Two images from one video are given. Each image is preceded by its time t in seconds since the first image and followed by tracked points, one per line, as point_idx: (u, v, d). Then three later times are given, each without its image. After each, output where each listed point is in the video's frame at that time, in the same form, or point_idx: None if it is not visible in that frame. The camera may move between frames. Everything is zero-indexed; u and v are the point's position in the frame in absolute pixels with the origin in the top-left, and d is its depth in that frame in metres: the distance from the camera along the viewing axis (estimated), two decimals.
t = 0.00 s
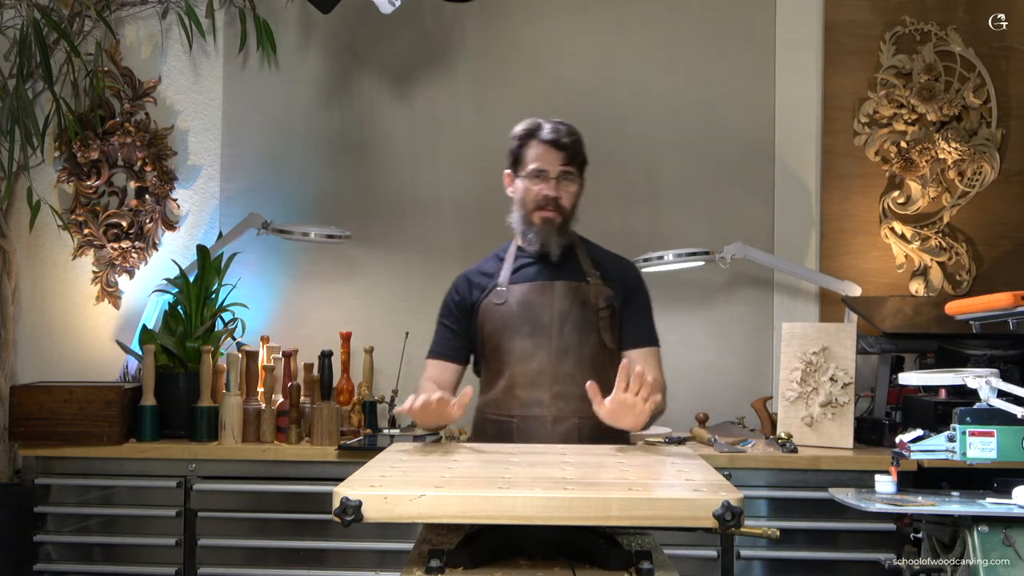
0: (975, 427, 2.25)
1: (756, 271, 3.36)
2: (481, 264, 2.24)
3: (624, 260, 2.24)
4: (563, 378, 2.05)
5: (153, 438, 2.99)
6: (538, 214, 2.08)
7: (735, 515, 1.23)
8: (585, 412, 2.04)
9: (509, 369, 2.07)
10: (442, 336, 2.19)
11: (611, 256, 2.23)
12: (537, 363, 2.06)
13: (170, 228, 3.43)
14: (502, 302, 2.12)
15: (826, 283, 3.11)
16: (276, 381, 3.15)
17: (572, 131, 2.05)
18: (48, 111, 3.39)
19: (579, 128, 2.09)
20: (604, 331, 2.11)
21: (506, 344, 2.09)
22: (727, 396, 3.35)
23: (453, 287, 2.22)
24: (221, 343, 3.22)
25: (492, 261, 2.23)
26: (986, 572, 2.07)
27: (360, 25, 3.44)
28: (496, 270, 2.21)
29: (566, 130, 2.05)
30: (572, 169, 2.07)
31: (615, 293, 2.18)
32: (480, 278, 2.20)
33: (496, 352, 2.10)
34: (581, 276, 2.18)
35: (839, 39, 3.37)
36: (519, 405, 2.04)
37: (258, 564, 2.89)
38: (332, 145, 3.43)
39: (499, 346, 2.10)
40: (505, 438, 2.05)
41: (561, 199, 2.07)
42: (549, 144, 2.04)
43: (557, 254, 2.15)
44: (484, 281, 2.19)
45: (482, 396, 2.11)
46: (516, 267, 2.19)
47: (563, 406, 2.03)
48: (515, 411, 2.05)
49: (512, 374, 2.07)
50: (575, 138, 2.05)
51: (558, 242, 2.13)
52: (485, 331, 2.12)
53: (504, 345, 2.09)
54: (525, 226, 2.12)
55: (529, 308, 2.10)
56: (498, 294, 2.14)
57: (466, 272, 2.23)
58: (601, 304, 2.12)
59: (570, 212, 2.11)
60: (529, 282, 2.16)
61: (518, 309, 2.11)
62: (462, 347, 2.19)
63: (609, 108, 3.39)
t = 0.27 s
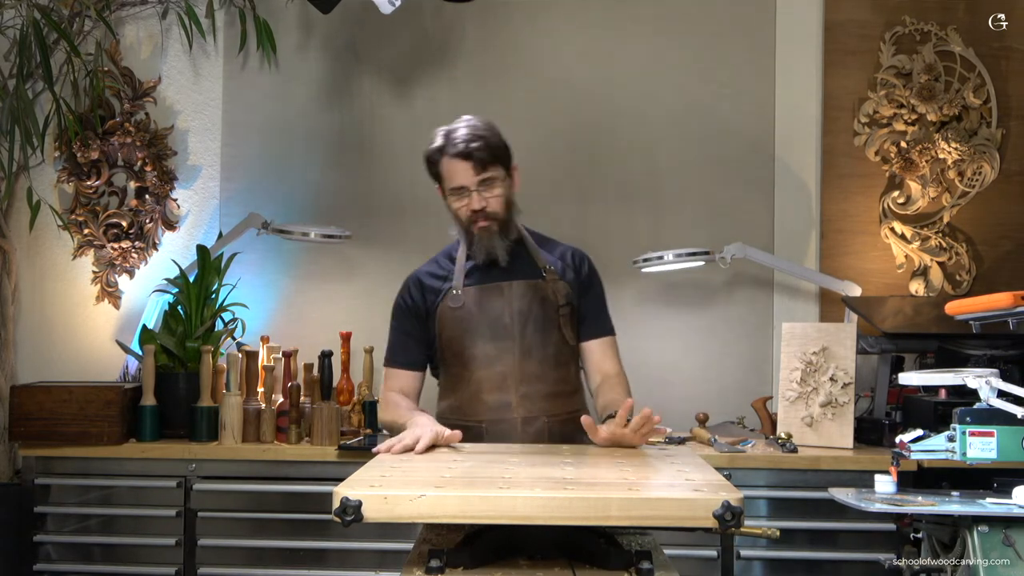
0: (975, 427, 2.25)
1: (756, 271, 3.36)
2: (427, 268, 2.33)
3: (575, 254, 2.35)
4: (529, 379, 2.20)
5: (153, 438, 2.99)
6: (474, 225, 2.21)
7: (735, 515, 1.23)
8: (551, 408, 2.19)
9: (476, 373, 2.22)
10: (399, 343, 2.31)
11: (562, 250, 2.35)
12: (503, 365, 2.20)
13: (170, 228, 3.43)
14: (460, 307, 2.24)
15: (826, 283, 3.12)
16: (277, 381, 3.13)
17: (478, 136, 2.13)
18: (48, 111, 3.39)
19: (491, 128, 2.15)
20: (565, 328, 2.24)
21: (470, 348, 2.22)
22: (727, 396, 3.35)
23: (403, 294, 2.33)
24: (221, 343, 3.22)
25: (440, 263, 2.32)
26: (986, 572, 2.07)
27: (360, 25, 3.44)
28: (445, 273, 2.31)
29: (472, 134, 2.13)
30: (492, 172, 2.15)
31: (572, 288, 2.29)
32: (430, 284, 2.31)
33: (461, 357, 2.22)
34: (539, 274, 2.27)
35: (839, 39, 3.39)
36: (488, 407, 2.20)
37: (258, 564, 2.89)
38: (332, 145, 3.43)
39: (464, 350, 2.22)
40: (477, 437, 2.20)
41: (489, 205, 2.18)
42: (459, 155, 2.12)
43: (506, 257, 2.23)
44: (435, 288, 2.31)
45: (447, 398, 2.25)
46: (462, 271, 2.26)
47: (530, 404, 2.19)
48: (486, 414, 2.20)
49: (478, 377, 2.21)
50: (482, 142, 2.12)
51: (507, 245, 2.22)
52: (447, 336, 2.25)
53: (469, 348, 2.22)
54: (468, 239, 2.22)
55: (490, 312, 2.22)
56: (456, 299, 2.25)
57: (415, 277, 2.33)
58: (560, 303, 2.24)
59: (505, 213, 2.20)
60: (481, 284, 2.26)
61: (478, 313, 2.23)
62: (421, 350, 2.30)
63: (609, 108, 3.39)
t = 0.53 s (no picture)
0: (976, 427, 2.25)
1: (756, 271, 3.36)
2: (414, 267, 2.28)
3: (563, 251, 2.27)
4: (517, 380, 2.10)
5: (153, 438, 2.99)
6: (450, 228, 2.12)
7: (735, 515, 1.23)
8: (541, 410, 2.10)
9: (462, 375, 2.11)
10: (387, 346, 2.27)
11: (549, 248, 2.27)
12: (490, 367, 2.10)
13: (170, 228, 3.43)
14: (445, 307, 2.13)
15: (826, 283, 3.11)
16: (276, 381, 3.15)
17: (438, 138, 2.06)
18: (48, 111, 3.39)
19: (450, 129, 2.09)
20: (554, 328, 2.15)
21: (455, 350, 2.12)
22: (727, 396, 3.35)
23: (389, 295, 2.29)
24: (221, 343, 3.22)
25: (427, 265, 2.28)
26: (986, 572, 2.07)
27: (360, 25, 3.44)
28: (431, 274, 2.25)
29: (429, 139, 2.06)
30: (457, 173, 2.08)
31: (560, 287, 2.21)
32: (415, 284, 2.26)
33: (447, 358, 2.12)
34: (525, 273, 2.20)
35: (840, 39, 3.37)
36: (475, 411, 2.08)
37: (258, 564, 2.89)
38: (333, 145, 3.43)
39: (449, 352, 2.12)
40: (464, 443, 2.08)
41: (461, 205, 2.10)
42: (419, 161, 2.06)
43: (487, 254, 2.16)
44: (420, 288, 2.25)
45: (433, 403, 2.15)
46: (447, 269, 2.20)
47: (519, 406, 2.08)
48: (473, 417, 2.09)
49: (464, 380, 2.10)
50: (444, 144, 2.06)
51: (484, 242, 2.15)
52: (432, 338, 2.14)
53: (455, 350, 2.11)
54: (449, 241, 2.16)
55: (477, 312, 2.12)
56: (440, 298, 2.14)
57: (401, 278, 2.29)
58: (549, 303, 2.14)
59: (477, 211, 2.13)
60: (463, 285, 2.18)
61: (464, 314, 2.12)
62: (409, 354, 2.27)
63: (608, 108, 3.39)
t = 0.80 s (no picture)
0: (976, 427, 2.25)
1: (756, 271, 3.36)
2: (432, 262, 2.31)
3: (581, 257, 2.28)
4: (524, 381, 2.11)
5: (153, 438, 2.99)
6: (469, 224, 2.15)
7: (735, 515, 1.23)
8: (547, 412, 2.10)
9: (470, 373, 2.12)
10: (400, 341, 2.30)
11: (568, 252, 2.28)
12: (498, 366, 2.11)
13: (170, 228, 3.43)
14: (457, 304, 2.16)
15: (826, 283, 3.11)
16: (276, 381, 3.15)
17: (464, 134, 2.10)
18: (48, 111, 3.39)
19: (476, 126, 2.12)
20: (565, 331, 2.15)
21: (465, 347, 2.14)
22: (727, 396, 3.35)
23: (405, 290, 2.31)
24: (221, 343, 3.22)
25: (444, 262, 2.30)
26: (986, 572, 2.07)
27: (360, 25, 3.44)
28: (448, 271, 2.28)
29: (456, 135, 2.10)
30: (480, 170, 2.11)
31: (574, 291, 2.23)
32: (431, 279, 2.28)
33: (455, 355, 2.14)
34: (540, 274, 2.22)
35: (839, 39, 3.37)
36: (480, 409, 2.09)
37: (258, 564, 2.89)
38: (332, 145, 3.43)
39: (458, 349, 2.14)
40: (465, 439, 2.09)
41: (481, 201, 2.13)
42: (445, 156, 2.09)
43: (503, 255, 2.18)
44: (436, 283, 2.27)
45: (441, 400, 2.16)
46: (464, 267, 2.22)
47: (525, 407, 2.09)
48: (478, 415, 2.10)
49: (471, 378, 2.12)
50: (470, 140, 2.10)
51: (502, 241, 2.17)
52: (443, 334, 2.17)
53: (464, 348, 2.13)
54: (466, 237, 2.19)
55: (488, 311, 2.15)
56: (453, 296, 2.18)
57: (418, 272, 2.31)
58: (561, 305, 2.16)
59: (496, 210, 2.15)
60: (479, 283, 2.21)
61: (475, 312, 2.15)
62: (421, 350, 2.30)
63: (609, 108, 3.39)
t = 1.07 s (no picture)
0: (976, 427, 2.25)
1: (756, 271, 3.35)
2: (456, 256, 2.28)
3: (603, 263, 2.26)
4: (536, 383, 2.13)
5: (153, 438, 2.99)
6: (509, 217, 2.10)
7: (735, 515, 1.23)
8: (556, 415, 2.11)
9: (482, 371, 2.14)
10: (417, 335, 2.25)
11: (591, 258, 2.26)
12: (510, 366, 2.13)
13: (170, 228, 3.43)
14: (476, 302, 2.17)
15: (826, 283, 3.10)
16: (276, 381, 3.15)
17: (536, 129, 2.03)
18: (48, 111, 3.39)
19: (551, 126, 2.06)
20: (579, 335, 2.16)
21: (480, 345, 2.16)
22: (727, 396, 3.35)
23: (426, 284, 2.26)
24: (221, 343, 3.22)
25: (465, 256, 2.28)
26: (986, 572, 2.07)
27: (360, 25, 3.44)
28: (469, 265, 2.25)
29: (531, 129, 2.03)
30: (541, 171, 2.05)
31: (592, 297, 2.22)
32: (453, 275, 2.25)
33: (469, 352, 2.16)
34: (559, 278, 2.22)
35: (839, 39, 3.37)
36: (490, 407, 2.11)
37: (258, 564, 2.89)
38: (332, 145, 3.43)
39: (472, 347, 2.16)
40: (473, 436, 2.11)
41: (531, 202, 2.07)
42: (516, 144, 2.03)
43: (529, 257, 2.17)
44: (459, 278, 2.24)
45: (453, 395, 2.18)
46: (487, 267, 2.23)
47: (535, 409, 2.11)
48: (488, 413, 2.12)
49: (484, 375, 2.14)
50: (542, 138, 2.03)
51: (534, 245, 2.15)
52: (459, 330, 2.18)
53: (479, 345, 2.15)
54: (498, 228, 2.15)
55: (504, 310, 2.16)
56: (472, 293, 2.18)
57: (440, 265, 2.27)
58: (577, 309, 2.17)
59: (541, 214, 2.11)
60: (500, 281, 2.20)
61: (492, 311, 2.16)
62: (438, 344, 2.24)
63: (609, 108, 3.39)
